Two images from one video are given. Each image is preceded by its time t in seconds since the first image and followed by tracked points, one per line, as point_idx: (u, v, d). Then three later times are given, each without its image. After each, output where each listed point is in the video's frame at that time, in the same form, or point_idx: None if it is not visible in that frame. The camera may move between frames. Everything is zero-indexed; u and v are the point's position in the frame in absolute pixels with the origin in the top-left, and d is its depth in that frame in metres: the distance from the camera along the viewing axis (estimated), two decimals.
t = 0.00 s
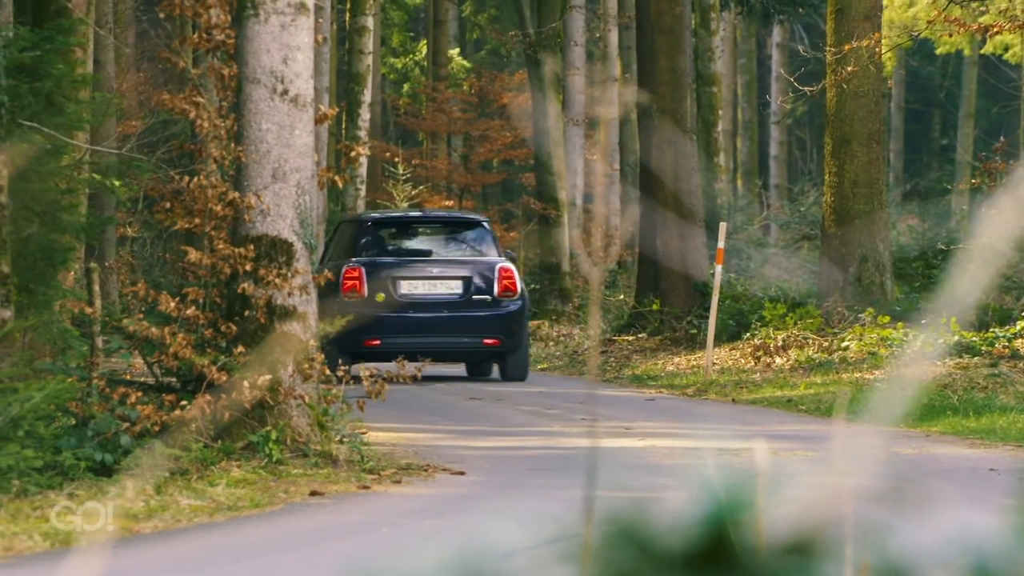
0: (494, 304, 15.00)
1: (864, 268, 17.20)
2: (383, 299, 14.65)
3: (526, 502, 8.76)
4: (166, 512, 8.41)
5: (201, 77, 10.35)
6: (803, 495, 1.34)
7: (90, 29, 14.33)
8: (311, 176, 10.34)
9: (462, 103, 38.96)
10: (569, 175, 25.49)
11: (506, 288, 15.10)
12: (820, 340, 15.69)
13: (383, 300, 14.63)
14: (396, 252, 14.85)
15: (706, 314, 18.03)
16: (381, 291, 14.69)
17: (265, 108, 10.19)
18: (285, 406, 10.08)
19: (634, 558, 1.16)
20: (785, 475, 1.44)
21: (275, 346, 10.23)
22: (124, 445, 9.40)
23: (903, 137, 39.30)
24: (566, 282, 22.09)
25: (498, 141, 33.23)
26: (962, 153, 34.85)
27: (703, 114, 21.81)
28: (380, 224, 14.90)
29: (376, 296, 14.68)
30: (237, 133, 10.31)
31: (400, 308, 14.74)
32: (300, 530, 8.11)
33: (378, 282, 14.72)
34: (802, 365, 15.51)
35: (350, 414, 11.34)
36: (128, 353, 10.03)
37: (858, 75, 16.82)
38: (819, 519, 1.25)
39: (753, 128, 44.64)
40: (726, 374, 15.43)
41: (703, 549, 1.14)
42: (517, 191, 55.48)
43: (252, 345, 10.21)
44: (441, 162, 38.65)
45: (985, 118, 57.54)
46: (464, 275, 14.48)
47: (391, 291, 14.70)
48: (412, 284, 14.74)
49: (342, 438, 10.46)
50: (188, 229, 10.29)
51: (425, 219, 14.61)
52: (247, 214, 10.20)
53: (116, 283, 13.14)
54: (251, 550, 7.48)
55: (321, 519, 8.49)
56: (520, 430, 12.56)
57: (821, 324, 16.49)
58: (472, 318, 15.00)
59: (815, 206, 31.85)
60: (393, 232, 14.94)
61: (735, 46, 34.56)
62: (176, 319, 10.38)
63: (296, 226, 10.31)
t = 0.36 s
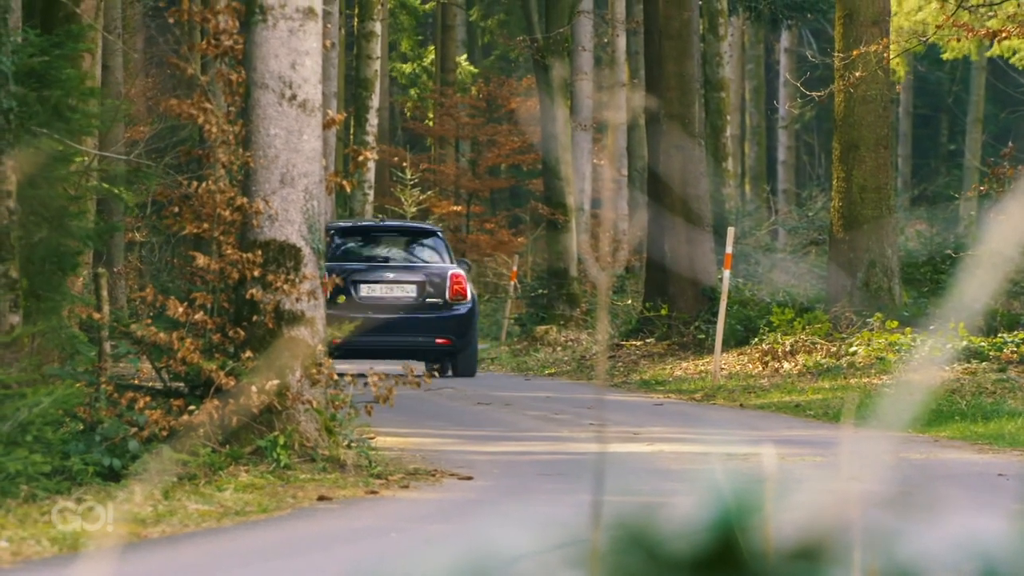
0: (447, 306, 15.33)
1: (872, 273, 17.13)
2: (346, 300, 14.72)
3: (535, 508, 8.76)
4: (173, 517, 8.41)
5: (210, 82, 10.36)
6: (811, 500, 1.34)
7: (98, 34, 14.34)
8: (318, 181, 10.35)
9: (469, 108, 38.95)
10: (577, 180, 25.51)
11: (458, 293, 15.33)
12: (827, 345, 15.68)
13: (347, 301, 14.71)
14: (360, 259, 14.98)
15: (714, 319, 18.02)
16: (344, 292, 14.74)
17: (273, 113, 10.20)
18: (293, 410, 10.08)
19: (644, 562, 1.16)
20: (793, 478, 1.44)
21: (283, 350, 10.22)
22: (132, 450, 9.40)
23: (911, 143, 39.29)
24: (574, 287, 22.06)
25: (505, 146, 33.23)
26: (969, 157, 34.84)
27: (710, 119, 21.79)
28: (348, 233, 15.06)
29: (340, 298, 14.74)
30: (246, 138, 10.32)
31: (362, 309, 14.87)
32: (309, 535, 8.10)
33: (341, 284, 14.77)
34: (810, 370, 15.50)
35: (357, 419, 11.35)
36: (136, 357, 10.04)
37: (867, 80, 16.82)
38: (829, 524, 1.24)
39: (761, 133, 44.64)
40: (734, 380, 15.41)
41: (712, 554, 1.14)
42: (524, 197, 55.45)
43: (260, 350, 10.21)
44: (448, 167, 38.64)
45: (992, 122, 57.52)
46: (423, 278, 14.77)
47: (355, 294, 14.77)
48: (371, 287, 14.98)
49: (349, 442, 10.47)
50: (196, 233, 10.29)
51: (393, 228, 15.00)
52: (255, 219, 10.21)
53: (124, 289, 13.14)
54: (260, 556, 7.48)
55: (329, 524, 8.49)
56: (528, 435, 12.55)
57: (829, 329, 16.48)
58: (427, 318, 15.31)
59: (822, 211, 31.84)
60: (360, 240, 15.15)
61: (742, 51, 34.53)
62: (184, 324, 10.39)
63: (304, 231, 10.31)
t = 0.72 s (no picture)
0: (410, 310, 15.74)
1: (879, 277, 17.15)
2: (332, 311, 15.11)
3: (540, 511, 8.75)
4: (180, 520, 8.41)
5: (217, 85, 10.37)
6: (819, 502, 1.33)
7: (105, 38, 14.36)
8: (325, 184, 10.35)
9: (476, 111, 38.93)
10: (583, 184, 25.51)
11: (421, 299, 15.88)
12: (834, 348, 15.67)
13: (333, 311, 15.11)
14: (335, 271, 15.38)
15: (721, 322, 18.00)
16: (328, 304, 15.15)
17: (279, 116, 10.21)
18: (299, 413, 10.07)
19: (649, 565, 1.15)
20: (803, 482, 1.43)
21: (289, 353, 10.21)
22: (139, 453, 9.40)
23: (918, 147, 39.24)
24: (582, 291, 22.05)
25: (512, 148, 33.20)
26: (977, 161, 34.78)
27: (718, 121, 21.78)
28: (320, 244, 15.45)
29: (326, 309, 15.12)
30: (253, 141, 10.33)
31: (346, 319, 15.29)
32: (315, 538, 8.10)
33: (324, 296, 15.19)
34: (817, 373, 15.50)
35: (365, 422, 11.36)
36: (143, 361, 10.05)
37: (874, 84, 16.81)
38: (836, 526, 1.24)
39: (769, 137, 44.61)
40: (741, 383, 15.39)
41: (716, 559, 1.14)
42: (531, 200, 55.46)
43: (266, 353, 10.21)
44: (455, 171, 38.62)
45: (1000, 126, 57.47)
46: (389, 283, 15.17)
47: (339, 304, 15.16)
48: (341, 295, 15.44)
49: (355, 446, 10.47)
50: (203, 237, 10.30)
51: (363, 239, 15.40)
52: (261, 222, 10.21)
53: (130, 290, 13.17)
54: (265, 559, 7.48)
55: (335, 527, 8.49)
56: (536, 439, 12.55)
57: (835, 332, 16.45)
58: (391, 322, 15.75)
59: (830, 215, 31.81)
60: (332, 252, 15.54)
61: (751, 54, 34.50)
62: (191, 327, 10.40)
63: (311, 234, 10.32)
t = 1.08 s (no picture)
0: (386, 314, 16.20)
1: (883, 279, 17.11)
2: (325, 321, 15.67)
3: (544, 514, 8.76)
4: (185, 523, 8.42)
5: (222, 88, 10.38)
6: (825, 506, 1.33)
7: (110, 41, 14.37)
8: (330, 186, 10.35)
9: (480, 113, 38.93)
10: (588, 187, 25.51)
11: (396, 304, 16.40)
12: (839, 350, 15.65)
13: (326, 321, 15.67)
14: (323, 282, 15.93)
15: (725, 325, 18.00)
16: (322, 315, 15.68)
17: (284, 119, 10.21)
18: (304, 415, 10.07)
19: (653, 567, 1.15)
20: (809, 484, 1.43)
21: (295, 355, 10.21)
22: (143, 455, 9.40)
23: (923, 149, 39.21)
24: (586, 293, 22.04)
25: (516, 150, 33.20)
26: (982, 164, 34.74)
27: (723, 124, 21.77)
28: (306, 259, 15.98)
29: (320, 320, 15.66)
30: (257, 143, 10.33)
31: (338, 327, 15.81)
32: (320, 541, 8.10)
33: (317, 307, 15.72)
34: (821, 375, 15.48)
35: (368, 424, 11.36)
36: (148, 364, 10.06)
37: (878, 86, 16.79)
38: (842, 528, 1.24)
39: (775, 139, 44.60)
40: (745, 385, 15.38)
41: (722, 557, 1.13)
42: (536, 202, 55.43)
43: (271, 355, 10.22)
44: (460, 173, 38.61)
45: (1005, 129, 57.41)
46: (361, 287, 15.73)
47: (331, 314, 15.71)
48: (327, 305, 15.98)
49: (360, 448, 10.47)
50: (207, 239, 10.31)
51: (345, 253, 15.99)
52: (266, 225, 10.22)
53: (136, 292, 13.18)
54: (269, 562, 7.48)
55: (340, 530, 8.49)
56: (541, 441, 12.56)
57: (841, 335, 16.43)
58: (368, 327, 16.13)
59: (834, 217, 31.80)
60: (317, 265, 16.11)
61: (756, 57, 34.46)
62: (196, 329, 10.41)
63: (316, 237, 10.33)
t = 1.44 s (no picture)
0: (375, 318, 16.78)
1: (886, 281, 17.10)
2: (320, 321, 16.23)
3: (548, 516, 8.76)
4: (189, 524, 8.42)
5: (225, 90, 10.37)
6: (829, 508, 1.33)
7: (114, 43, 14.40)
8: (334, 188, 10.35)
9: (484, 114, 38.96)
10: (592, 189, 25.53)
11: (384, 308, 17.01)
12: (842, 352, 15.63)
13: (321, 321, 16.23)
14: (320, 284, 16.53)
15: (728, 327, 17.99)
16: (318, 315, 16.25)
17: (287, 120, 10.20)
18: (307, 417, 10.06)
19: (657, 570, 1.16)
20: (812, 485, 1.43)
21: (298, 357, 10.21)
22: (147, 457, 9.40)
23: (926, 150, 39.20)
24: (590, 294, 22.04)
25: (520, 151, 33.21)
26: (985, 164, 34.74)
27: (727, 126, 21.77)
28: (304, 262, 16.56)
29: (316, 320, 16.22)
30: (261, 145, 10.33)
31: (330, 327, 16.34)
32: (324, 543, 8.10)
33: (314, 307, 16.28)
34: (824, 377, 15.47)
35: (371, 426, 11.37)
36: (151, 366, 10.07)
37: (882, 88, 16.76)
38: (845, 532, 1.23)
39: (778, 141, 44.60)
40: (749, 387, 15.37)
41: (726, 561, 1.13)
42: (540, 205, 55.43)
43: (274, 357, 10.21)
44: (464, 175, 38.66)
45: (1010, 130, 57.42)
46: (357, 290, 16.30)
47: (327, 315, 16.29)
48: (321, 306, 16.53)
49: (364, 450, 10.46)
50: (211, 241, 10.31)
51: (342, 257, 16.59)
52: (270, 227, 10.22)
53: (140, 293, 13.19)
54: (273, 564, 7.48)
55: (343, 532, 8.49)
56: (544, 443, 12.57)
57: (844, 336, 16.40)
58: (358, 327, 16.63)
59: (838, 218, 31.80)
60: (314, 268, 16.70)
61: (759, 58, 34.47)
62: (200, 332, 10.41)
63: (320, 238, 10.33)
